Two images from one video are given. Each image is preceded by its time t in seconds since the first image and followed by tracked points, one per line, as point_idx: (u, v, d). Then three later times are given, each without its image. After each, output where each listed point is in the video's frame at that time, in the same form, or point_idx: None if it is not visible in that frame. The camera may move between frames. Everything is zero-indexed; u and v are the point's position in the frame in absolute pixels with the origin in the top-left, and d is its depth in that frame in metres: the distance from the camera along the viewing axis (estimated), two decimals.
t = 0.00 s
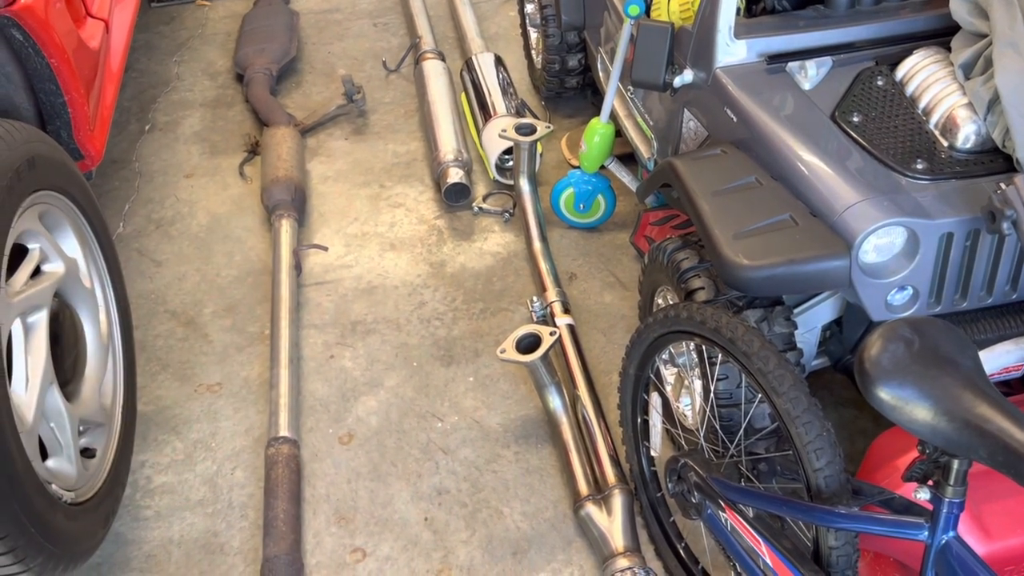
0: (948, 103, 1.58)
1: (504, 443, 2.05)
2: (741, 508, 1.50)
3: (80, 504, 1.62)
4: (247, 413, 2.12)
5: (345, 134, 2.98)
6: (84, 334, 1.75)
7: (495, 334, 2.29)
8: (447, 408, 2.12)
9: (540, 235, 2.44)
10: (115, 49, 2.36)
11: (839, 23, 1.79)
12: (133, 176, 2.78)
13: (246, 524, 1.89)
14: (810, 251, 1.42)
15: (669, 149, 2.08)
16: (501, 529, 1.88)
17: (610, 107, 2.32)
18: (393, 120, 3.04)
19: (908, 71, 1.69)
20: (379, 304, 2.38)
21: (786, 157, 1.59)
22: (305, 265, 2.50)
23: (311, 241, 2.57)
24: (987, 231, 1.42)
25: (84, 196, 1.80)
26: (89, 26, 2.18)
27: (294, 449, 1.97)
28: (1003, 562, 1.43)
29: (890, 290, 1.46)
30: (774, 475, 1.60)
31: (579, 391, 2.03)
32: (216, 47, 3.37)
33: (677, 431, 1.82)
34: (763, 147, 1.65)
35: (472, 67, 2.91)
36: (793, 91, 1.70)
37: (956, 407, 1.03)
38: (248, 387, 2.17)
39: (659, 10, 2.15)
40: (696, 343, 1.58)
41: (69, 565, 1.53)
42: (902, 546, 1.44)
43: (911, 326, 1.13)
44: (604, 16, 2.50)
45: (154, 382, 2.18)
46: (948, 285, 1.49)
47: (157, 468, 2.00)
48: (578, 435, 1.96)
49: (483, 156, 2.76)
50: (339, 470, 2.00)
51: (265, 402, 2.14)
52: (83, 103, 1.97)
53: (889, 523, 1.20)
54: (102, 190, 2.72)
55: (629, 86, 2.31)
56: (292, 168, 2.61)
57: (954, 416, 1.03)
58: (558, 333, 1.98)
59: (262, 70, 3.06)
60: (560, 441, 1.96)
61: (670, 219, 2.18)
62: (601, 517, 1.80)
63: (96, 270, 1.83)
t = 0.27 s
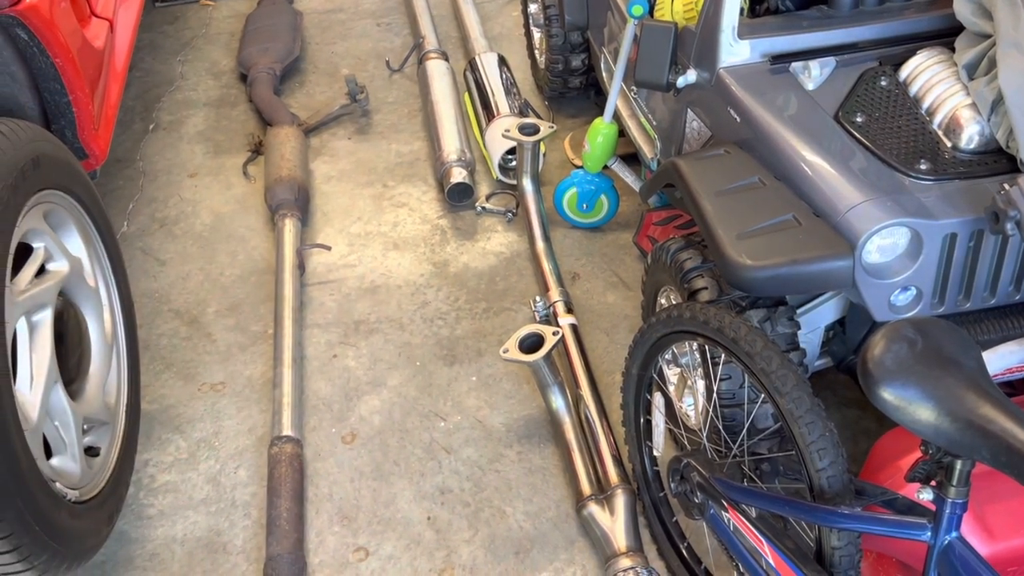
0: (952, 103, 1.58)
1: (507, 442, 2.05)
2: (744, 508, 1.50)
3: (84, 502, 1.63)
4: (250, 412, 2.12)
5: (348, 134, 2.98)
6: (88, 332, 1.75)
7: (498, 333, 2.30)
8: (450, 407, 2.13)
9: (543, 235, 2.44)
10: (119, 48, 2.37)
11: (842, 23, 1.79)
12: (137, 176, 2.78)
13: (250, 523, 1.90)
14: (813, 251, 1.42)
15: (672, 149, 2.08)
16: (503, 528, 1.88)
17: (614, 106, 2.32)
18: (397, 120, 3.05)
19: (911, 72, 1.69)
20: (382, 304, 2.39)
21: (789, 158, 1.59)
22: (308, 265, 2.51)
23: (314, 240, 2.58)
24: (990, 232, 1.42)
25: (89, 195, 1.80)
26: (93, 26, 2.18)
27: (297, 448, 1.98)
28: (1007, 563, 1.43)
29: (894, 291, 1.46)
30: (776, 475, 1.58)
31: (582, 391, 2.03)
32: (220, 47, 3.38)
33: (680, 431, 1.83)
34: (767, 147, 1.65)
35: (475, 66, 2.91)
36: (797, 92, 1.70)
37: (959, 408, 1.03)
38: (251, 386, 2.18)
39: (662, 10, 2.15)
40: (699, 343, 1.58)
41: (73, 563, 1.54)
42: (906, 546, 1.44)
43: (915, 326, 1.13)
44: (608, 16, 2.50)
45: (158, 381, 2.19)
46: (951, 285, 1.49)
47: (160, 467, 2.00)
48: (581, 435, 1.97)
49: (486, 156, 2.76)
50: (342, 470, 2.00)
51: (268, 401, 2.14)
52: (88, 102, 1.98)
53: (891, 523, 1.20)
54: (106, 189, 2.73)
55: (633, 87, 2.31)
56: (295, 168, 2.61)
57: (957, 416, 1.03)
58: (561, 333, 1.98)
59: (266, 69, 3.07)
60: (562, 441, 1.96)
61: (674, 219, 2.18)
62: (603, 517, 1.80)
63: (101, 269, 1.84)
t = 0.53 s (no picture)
0: (955, 103, 1.58)
1: (508, 442, 2.05)
2: (746, 508, 1.49)
3: (87, 501, 1.63)
4: (252, 411, 2.12)
5: (351, 133, 2.98)
6: (91, 331, 1.75)
7: (500, 333, 2.30)
8: (452, 407, 2.13)
9: (545, 235, 2.44)
10: (122, 48, 2.37)
11: (845, 23, 1.79)
12: (140, 175, 2.78)
13: (252, 522, 1.90)
14: (816, 251, 1.42)
15: (675, 149, 2.08)
16: (505, 528, 1.88)
17: (616, 106, 2.32)
18: (399, 120, 3.05)
19: (914, 72, 1.69)
20: (385, 304, 2.39)
21: (792, 157, 1.59)
22: (311, 264, 2.51)
23: (317, 240, 2.58)
24: (993, 232, 1.42)
25: (92, 194, 1.80)
26: (96, 25, 2.18)
27: (300, 447, 1.98)
28: (1010, 564, 1.43)
29: (896, 291, 1.46)
30: (779, 475, 1.58)
31: (584, 391, 2.03)
32: (222, 46, 3.38)
33: (682, 432, 1.82)
34: (769, 147, 1.65)
35: (477, 66, 2.91)
36: (799, 92, 1.70)
37: (962, 408, 1.03)
38: (253, 385, 2.18)
39: (665, 10, 2.15)
40: (701, 343, 1.58)
41: (76, 562, 1.54)
42: (908, 547, 1.44)
43: (917, 327, 1.13)
44: (610, 16, 2.50)
45: (161, 380, 2.19)
46: (954, 286, 1.49)
47: (162, 466, 2.00)
48: (583, 435, 1.96)
49: (489, 156, 2.76)
50: (344, 469, 2.00)
51: (270, 400, 2.15)
52: (91, 102, 1.98)
53: (894, 523, 1.20)
54: (109, 188, 2.73)
55: (635, 87, 2.31)
56: (298, 168, 2.61)
57: (960, 417, 1.03)
58: (564, 333, 1.98)
59: (268, 69, 3.07)
60: (565, 441, 1.96)
61: (676, 219, 2.18)
62: (605, 516, 1.80)
63: (103, 267, 1.84)
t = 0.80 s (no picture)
0: (959, 104, 1.58)
1: (511, 443, 2.05)
2: (749, 509, 1.49)
3: (89, 500, 1.63)
4: (254, 411, 2.12)
5: (353, 133, 2.98)
6: (94, 330, 1.75)
7: (502, 333, 2.29)
8: (454, 407, 2.13)
9: (548, 235, 2.44)
10: (125, 48, 2.37)
11: (848, 24, 1.79)
12: (142, 175, 2.79)
13: (254, 522, 1.90)
14: (819, 252, 1.41)
15: (678, 149, 2.08)
16: (507, 528, 1.88)
17: (619, 107, 2.32)
18: (401, 120, 3.05)
19: (918, 73, 1.69)
20: (387, 304, 2.39)
21: (795, 158, 1.58)
22: (313, 264, 2.51)
23: (319, 240, 2.58)
24: (997, 233, 1.41)
25: (95, 194, 1.80)
26: (100, 25, 2.19)
27: (302, 447, 1.98)
28: (1013, 566, 1.42)
29: (900, 292, 1.46)
30: (782, 476, 1.57)
31: (586, 391, 2.03)
32: (225, 46, 3.38)
33: (685, 432, 1.81)
34: (772, 147, 1.65)
35: (480, 66, 2.91)
36: (803, 92, 1.70)
37: (966, 410, 1.03)
38: (256, 385, 2.18)
39: (668, 10, 2.15)
40: (704, 344, 1.58)
41: (78, 561, 1.54)
42: (911, 549, 1.44)
43: (921, 328, 1.13)
44: (613, 16, 2.49)
45: (163, 380, 2.19)
46: (957, 287, 1.49)
47: (164, 465, 2.00)
48: (585, 436, 1.96)
49: (491, 156, 2.76)
50: (346, 469, 2.00)
51: (272, 400, 2.14)
52: (94, 101, 1.98)
53: (898, 525, 1.20)
54: (111, 188, 2.73)
55: (638, 87, 2.31)
56: (300, 167, 2.61)
57: (964, 418, 1.02)
58: (566, 333, 1.98)
59: (271, 69, 3.07)
60: (567, 441, 1.96)
61: (679, 220, 2.18)
62: (608, 517, 1.80)
63: (106, 267, 1.84)
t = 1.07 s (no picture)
0: (963, 105, 1.58)
1: (513, 443, 2.05)
2: (752, 510, 1.49)
3: (92, 500, 1.63)
4: (257, 411, 2.12)
5: (356, 134, 2.98)
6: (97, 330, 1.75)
7: (505, 334, 2.29)
8: (457, 408, 2.12)
9: (551, 236, 2.44)
10: (129, 47, 2.37)
11: (852, 24, 1.79)
12: (145, 174, 2.79)
13: (256, 522, 1.90)
14: (823, 253, 1.41)
15: (681, 150, 2.08)
16: (510, 529, 1.88)
17: (622, 107, 2.32)
18: (405, 120, 3.05)
19: (922, 73, 1.68)
20: (389, 304, 2.38)
21: (799, 159, 1.58)
22: (316, 264, 2.51)
23: (322, 240, 2.58)
24: (1001, 235, 1.41)
25: (98, 194, 1.80)
26: (103, 24, 2.19)
27: (304, 447, 1.98)
28: (1017, 568, 1.42)
29: (904, 294, 1.45)
30: (784, 478, 1.58)
31: (589, 392, 2.03)
32: (228, 46, 3.39)
33: (687, 433, 1.81)
34: (776, 148, 1.64)
35: (483, 67, 2.91)
36: (807, 93, 1.70)
37: (971, 411, 1.03)
38: (258, 385, 2.18)
39: (672, 11, 2.15)
40: (707, 345, 1.57)
41: (80, 561, 1.54)
42: (915, 551, 1.43)
43: (925, 329, 1.12)
44: (617, 17, 2.49)
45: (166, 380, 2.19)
46: (961, 288, 1.48)
47: (167, 465, 2.00)
48: (588, 437, 1.96)
49: (494, 157, 2.76)
50: (349, 469, 2.00)
51: (275, 400, 2.14)
52: (97, 101, 1.98)
53: (901, 527, 1.20)
54: (115, 188, 2.73)
55: (641, 88, 2.31)
56: (303, 167, 2.61)
57: (969, 420, 1.02)
58: (569, 334, 1.97)
59: (274, 69, 3.07)
60: (569, 442, 1.95)
61: (682, 220, 2.18)
62: (610, 518, 1.79)
63: (108, 266, 1.84)
